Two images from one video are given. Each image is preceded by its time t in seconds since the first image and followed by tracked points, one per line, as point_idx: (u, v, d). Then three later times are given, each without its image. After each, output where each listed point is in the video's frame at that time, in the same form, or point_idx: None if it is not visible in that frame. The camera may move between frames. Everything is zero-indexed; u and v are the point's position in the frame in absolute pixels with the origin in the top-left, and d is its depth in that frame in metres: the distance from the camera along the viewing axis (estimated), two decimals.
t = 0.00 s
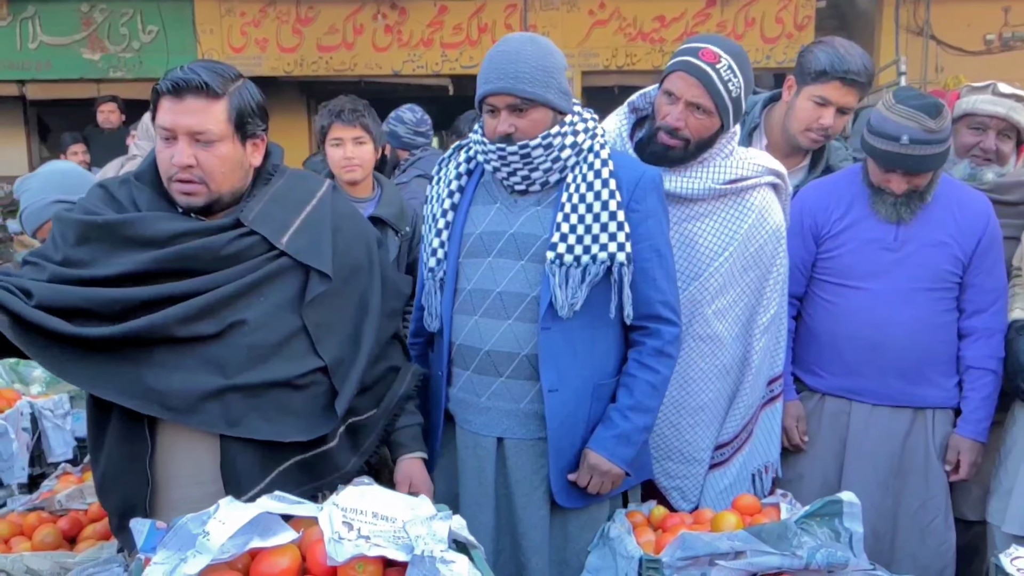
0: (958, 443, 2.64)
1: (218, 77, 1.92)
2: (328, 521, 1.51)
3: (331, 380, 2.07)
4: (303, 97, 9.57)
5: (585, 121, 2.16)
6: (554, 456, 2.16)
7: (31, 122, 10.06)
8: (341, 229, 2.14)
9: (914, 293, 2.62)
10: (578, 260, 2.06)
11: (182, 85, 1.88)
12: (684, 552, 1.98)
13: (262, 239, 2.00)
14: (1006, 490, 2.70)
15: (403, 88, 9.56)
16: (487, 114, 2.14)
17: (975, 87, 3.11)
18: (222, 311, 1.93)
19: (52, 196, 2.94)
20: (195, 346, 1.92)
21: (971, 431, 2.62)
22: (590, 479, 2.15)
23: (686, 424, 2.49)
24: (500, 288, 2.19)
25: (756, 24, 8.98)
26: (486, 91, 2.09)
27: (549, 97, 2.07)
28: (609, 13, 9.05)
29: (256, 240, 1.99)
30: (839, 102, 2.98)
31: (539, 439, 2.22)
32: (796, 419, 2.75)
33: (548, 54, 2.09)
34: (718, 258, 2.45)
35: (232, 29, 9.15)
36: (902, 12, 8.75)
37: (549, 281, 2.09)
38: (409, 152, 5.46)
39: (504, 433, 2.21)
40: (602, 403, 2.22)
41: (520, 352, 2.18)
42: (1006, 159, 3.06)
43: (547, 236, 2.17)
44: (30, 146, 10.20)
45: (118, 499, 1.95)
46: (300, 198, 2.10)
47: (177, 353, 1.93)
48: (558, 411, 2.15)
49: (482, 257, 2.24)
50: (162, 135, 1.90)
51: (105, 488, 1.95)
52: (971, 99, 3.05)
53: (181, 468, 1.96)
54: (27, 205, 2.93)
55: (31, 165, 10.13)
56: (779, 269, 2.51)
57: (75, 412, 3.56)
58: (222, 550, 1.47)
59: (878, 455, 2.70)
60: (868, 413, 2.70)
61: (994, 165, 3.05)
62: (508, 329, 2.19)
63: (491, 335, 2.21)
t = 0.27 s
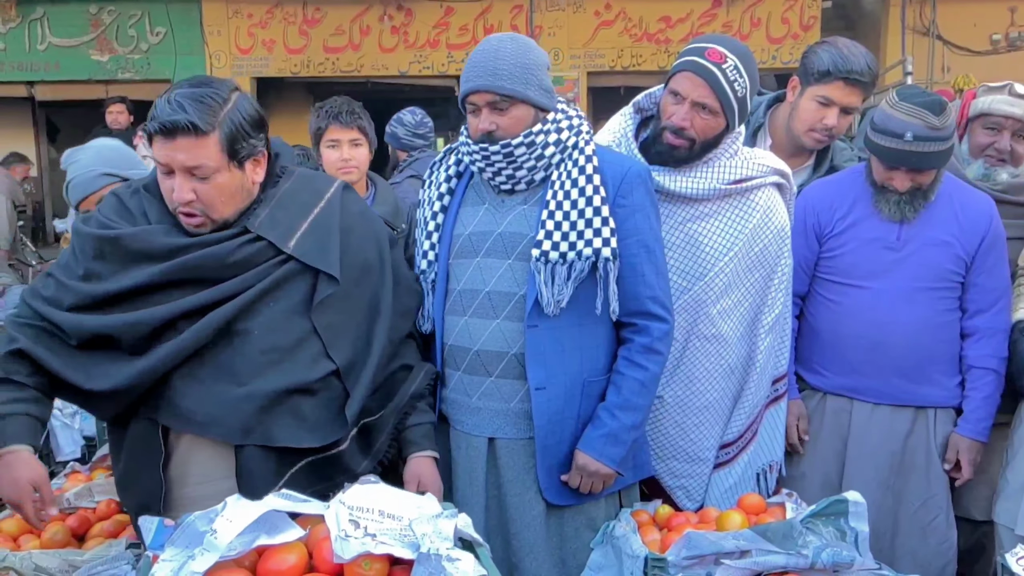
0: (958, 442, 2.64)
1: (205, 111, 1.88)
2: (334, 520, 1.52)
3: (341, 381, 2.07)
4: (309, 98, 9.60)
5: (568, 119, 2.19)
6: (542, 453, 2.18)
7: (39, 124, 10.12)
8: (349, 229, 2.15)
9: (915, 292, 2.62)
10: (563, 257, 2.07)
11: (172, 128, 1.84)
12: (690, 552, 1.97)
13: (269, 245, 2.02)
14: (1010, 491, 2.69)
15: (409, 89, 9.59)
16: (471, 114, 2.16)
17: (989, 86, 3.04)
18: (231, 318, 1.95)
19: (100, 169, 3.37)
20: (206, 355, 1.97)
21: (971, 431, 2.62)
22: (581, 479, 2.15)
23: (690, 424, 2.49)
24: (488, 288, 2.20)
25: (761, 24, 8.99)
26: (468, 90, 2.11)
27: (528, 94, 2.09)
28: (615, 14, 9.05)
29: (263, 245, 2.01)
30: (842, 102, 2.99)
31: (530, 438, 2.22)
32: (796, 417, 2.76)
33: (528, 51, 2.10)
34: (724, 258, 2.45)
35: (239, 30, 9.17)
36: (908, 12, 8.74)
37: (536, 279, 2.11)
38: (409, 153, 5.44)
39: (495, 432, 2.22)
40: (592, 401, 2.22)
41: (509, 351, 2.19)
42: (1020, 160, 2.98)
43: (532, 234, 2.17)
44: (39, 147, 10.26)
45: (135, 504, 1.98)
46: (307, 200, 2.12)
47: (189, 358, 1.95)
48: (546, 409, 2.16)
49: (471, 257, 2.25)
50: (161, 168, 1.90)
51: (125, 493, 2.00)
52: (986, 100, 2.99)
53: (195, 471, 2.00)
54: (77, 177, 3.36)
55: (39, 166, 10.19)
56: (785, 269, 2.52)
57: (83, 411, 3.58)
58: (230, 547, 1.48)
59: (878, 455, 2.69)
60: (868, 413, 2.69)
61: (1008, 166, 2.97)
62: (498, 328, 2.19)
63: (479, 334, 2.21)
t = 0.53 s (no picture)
0: (968, 443, 2.63)
1: (224, 136, 1.90)
2: (340, 522, 1.51)
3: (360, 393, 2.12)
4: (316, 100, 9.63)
5: (564, 121, 2.17)
6: (544, 458, 2.17)
7: (48, 126, 10.18)
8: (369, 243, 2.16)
9: (917, 292, 2.61)
10: (561, 260, 2.07)
11: (192, 156, 1.87)
12: (696, 555, 1.96)
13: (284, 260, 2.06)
14: (1018, 496, 2.68)
15: (416, 91, 9.60)
16: (465, 123, 2.16)
17: (1001, 89, 3.01)
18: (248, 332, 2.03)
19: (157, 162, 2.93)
20: (229, 368, 2.03)
21: (979, 432, 2.61)
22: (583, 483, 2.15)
23: (696, 425, 2.49)
24: (486, 293, 2.20)
25: (769, 25, 8.94)
26: (461, 99, 2.11)
27: (521, 101, 2.09)
28: (621, 15, 9.05)
29: (280, 258, 2.05)
30: (848, 104, 2.97)
31: (531, 443, 2.21)
32: (801, 418, 2.75)
33: (520, 58, 2.10)
34: (728, 257, 2.45)
35: (245, 32, 9.17)
36: (916, 13, 8.71)
37: (532, 283, 2.11)
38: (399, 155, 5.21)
39: (496, 436, 2.21)
40: (592, 405, 2.21)
41: (508, 355, 2.19)
42: None
43: (530, 237, 2.17)
44: (48, 149, 10.32)
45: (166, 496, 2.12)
46: (326, 210, 2.14)
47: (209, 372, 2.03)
48: (546, 413, 2.15)
49: (470, 261, 2.25)
50: (184, 193, 1.94)
51: (158, 489, 2.13)
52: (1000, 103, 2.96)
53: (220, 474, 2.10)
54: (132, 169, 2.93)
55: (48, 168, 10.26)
56: (789, 269, 2.54)
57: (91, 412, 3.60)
58: (236, 549, 1.48)
59: (881, 457, 2.69)
60: (869, 414, 2.68)
61: (1021, 169, 2.97)
62: (497, 332, 2.20)
63: (480, 338, 2.22)
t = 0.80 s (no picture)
0: (967, 444, 2.62)
1: (262, 152, 1.90)
2: (344, 521, 1.52)
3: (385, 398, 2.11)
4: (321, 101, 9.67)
5: (575, 127, 2.16)
6: (552, 466, 2.18)
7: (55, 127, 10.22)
8: (400, 249, 2.09)
9: (920, 294, 2.61)
10: (569, 271, 2.08)
11: (234, 175, 1.87)
12: (699, 555, 1.97)
13: (309, 265, 2.02)
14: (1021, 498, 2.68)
15: (421, 91, 9.62)
16: (476, 132, 2.14)
17: (1008, 93, 2.98)
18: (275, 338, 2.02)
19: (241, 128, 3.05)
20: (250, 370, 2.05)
21: (979, 433, 2.61)
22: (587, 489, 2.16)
23: (700, 419, 2.50)
24: (496, 301, 2.21)
25: (773, 26, 8.95)
26: (471, 113, 2.09)
27: (535, 113, 2.06)
28: (626, 16, 9.05)
29: (303, 265, 2.02)
30: (850, 104, 2.97)
31: (540, 449, 2.22)
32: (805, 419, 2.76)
33: (532, 67, 2.06)
34: (729, 249, 2.45)
35: (251, 33, 9.19)
36: (920, 14, 8.70)
37: (541, 294, 2.12)
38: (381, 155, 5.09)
39: (506, 442, 2.23)
40: (600, 413, 2.23)
41: (517, 364, 2.21)
42: None
43: (539, 246, 2.18)
44: (55, 150, 10.37)
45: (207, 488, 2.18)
46: (352, 218, 2.07)
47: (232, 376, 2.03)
48: (554, 421, 2.17)
49: (480, 268, 2.25)
50: (225, 208, 1.95)
51: (200, 481, 2.20)
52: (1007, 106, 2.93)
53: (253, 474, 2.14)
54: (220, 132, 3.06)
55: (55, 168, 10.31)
56: (791, 261, 2.51)
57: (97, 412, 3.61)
58: (242, 549, 1.49)
59: (882, 458, 2.69)
60: (871, 415, 2.68)
61: None
62: (506, 341, 2.21)
63: (489, 347, 2.23)
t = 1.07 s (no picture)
0: (975, 444, 2.61)
1: (248, 186, 1.89)
2: (343, 520, 1.52)
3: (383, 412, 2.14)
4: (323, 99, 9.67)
5: (586, 133, 2.10)
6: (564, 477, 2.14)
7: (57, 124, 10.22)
8: (397, 264, 2.11)
9: (926, 291, 2.60)
10: (578, 284, 2.04)
11: (218, 210, 1.89)
12: (701, 553, 1.97)
13: (305, 280, 2.06)
14: None
15: (423, 89, 9.61)
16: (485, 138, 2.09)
17: (1013, 91, 2.98)
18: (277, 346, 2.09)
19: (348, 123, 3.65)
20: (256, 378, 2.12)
21: (986, 432, 2.60)
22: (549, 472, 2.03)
23: (704, 415, 2.48)
24: (504, 310, 2.18)
25: (777, 23, 8.93)
26: (480, 119, 2.04)
27: (544, 121, 2.01)
28: (629, 14, 9.02)
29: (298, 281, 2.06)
30: (851, 102, 2.95)
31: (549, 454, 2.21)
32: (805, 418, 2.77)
33: (543, 76, 2.00)
34: (729, 239, 2.43)
35: (253, 30, 9.18)
36: (924, 12, 8.68)
37: (548, 307, 2.07)
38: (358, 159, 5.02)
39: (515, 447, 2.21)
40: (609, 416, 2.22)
41: (526, 374, 2.18)
42: None
43: (548, 256, 2.13)
44: (57, 147, 10.37)
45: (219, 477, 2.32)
46: (349, 236, 2.08)
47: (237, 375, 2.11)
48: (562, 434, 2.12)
49: (489, 274, 2.22)
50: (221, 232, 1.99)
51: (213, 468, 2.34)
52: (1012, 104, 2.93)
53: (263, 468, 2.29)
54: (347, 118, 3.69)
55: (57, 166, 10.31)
56: (793, 253, 2.50)
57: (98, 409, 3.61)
58: (240, 547, 1.48)
59: (889, 459, 2.69)
60: (878, 415, 2.67)
61: None
62: (514, 351, 2.18)
63: (497, 355, 2.20)
